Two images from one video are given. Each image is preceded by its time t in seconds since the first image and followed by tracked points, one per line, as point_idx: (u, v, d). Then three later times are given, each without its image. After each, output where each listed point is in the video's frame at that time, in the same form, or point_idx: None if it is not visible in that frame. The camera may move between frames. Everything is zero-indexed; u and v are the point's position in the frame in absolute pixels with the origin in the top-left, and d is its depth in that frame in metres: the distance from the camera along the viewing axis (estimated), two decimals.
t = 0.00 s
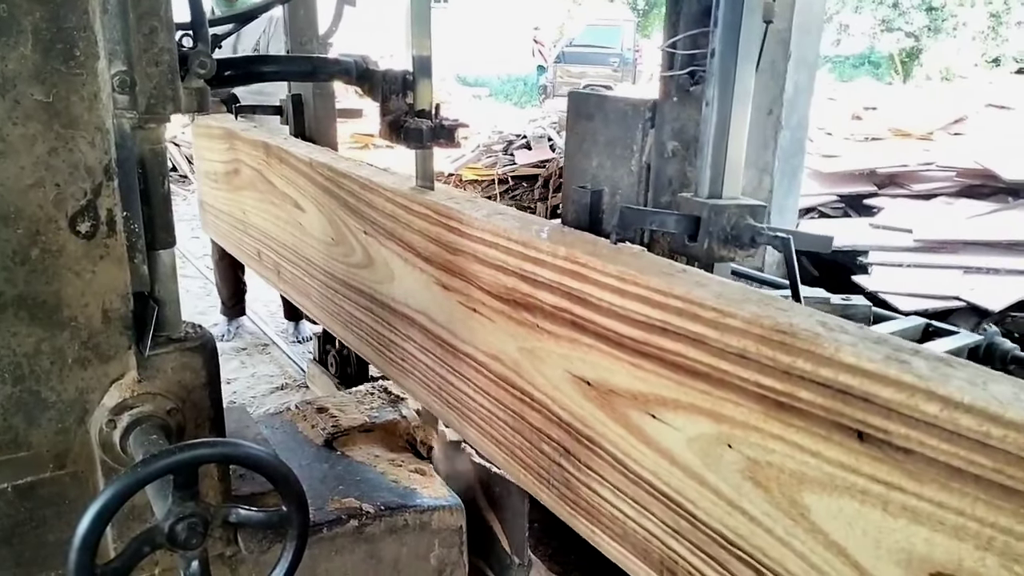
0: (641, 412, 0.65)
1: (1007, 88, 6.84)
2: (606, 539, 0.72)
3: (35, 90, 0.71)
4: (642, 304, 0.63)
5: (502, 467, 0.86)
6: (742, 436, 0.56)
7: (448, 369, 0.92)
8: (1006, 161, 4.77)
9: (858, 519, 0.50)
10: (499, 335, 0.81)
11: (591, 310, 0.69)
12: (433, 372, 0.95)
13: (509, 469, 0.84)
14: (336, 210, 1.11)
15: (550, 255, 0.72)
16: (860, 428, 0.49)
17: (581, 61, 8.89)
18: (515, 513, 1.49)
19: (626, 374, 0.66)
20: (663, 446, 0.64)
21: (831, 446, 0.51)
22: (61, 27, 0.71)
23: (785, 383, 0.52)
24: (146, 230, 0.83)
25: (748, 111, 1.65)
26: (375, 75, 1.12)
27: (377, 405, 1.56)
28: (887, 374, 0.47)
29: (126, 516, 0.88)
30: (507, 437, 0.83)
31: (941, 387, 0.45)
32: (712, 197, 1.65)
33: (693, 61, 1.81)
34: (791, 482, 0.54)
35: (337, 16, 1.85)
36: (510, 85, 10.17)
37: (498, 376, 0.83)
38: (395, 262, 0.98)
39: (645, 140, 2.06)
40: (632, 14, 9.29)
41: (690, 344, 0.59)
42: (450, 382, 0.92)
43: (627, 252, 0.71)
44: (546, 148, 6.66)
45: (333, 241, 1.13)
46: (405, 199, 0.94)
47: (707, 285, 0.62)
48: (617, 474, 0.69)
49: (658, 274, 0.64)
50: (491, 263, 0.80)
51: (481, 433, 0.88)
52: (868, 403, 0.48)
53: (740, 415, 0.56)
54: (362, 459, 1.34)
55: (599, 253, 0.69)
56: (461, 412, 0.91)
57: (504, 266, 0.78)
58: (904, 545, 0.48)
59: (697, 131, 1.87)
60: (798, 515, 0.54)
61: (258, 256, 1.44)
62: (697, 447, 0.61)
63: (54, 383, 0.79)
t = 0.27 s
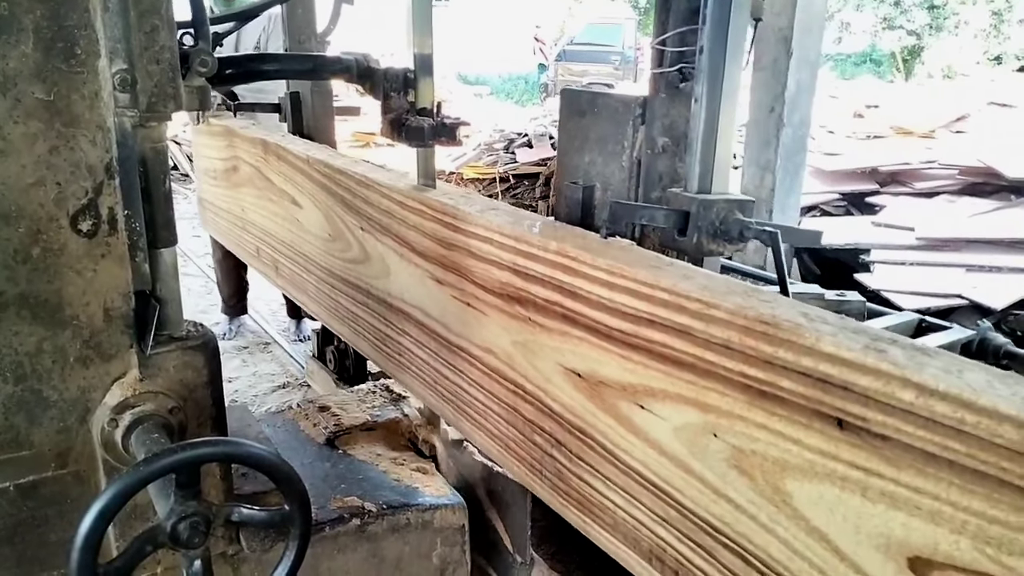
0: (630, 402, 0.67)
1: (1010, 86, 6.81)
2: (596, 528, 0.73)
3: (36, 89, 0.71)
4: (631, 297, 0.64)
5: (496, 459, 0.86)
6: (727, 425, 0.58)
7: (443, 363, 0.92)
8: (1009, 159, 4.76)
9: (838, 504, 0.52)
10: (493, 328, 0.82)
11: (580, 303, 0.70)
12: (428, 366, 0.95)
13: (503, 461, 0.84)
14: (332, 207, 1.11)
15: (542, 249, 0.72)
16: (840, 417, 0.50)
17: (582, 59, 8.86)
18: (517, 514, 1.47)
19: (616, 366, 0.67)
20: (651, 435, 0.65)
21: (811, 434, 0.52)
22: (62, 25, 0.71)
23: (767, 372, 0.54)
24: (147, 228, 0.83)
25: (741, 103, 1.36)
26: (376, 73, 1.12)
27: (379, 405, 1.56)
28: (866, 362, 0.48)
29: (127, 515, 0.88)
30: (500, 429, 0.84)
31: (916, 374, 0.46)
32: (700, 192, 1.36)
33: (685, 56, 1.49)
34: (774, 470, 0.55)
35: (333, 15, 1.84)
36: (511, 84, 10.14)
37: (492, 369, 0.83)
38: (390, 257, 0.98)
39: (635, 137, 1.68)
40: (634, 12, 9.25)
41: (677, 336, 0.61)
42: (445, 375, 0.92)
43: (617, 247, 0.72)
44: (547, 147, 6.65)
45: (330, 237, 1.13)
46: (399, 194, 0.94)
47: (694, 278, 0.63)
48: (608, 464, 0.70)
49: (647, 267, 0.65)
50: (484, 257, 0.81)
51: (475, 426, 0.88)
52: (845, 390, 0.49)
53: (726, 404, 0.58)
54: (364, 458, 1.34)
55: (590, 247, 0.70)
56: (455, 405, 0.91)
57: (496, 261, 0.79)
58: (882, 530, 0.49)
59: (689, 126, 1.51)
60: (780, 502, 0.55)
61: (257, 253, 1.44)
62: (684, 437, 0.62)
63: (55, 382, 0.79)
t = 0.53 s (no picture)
0: (616, 395, 0.67)
1: (1009, 86, 6.83)
2: (584, 519, 0.74)
3: (36, 88, 0.71)
4: (617, 291, 0.65)
5: (487, 453, 0.87)
6: (710, 415, 0.59)
7: (435, 358, 0.93)
8: (1008, 158, 4.77)
9: (817, 493, 0.53)
10: (485, 324, 0.82)
11: (568, 297, 0.71)
12: (421, 361, 0.95)
13: (494, 455, 0.85)
14: (327, 204, 1.11)
15: (531, 244, 0.73)
16: (817, 406, 0.51)
17: (582, 59, 8.86)
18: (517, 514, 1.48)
19: (604, 359, 0.68)
20: (637, 427, 0.66)
21: (791, 424, 0.53)
22: (61, 25, 0.70)
23: (747, 363, 0.55)
24: (147, 228, 0.83)
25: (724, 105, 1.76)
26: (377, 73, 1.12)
27: (379, 405, 1.56)
28: (842, 353, 0.49)
29: (127, 515, 0.87)
30: (492, 422, 0.84)
31: (890, 364, 0.47)
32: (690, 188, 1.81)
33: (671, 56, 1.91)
34: (755, 460, 0.56)
35: (331, 15, 1.85)
36: (510, 84, 10.14)
37: (483, 364, 0.84)
38: (385, 254, 0.98)
39: (624, 136, 2.06)
40: (634, 12, 9.26)
41: (663, 329, 0.61)
42: (437, 370, 0.93)
43: (605, 242, 0.72)
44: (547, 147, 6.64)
45: (325, 235, 1.13)
46: (394, 191, 0.94)
47: (681, 273, 0.63)
48: (596, 456, 0.71)
49: (633, 262, 0.66)
50: (476, 254, 0.81)
51: (467, 420, 0.89)
52: (822, 381, 0.50)
53: (709, 395, 0.58)
54: (364, 458, 1.34)
55: (579, 243, 0.71)
56: (448, 400, 0.92)
57: (488, 258, 0.79)
58: (859, 517, 0.50)
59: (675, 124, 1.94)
60: (761, 491, 0.56)
61: (254, 251, 1.43)
62: (669, 428, 0.63)
63: (55, 382, 0.79)
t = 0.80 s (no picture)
0: (599, 387, 0.67)
1: (1005, 86, 6.84)
2: (570, 511, 0.74)
3: (30, 88, 0.71)
4: (600, 285, 0.65)
5: (477, 447, 0.87)
6: (691, 407, 0.59)
7: (425, 354, 0.92)
8: (1004, 158, 4.78)
9: (793, 482, 0.53)
10: (473, 320, 0.82)
11: (554, 293, 0.70)
12: (412, 358, 0.95)
13: (483, 449, 0.85)
14: (319, 201, 1.11)
15: (517, 240, 0.73)
16: (792, 396, 0.51)
17: (578, 58, 8.86)
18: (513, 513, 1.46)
19: (587, 353, 0.68)
20: (620, 419, 0.66)
21: (766, 414, 0.53)
22: (55, 24, 0.70)
23: (724, 354, 0.55)
24: (142, 227, 0.82)
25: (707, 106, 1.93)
26: (373, 73, 1.12)
27: (375, 405, 1.56)
28: (815, 344, 0.49)
29: (122, 516, 0.87)
30: (481, 417, 0.84)
31: (862, 354, 0.47)
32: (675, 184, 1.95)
33: (655, 55, 2.09)
34: (733, 449, 0.56)
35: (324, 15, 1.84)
36: (507, 83, 10.13)
37: (472, 359, 0.83)
38: (376, 250, 0.98)
39: (610, 133, 2.27)
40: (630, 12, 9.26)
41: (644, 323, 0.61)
42: (427, 366, 0.92)
43: (590, 237, 0.72)
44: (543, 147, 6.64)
45: (316, 232, 1.13)
46: (384, 187, 0.94)
47: (663, 267, 0.63)
48: (581, 449, 0.71)
49: (615, 257, 0.66)
50: (465, 250, 0.81)
51: (457, 415, 0.89)
52: (796, 372, 0.50)
53: (689, 387, 0.58)
54: (360, 458, 1.34)
55: (564, 238, 0.70)
56: (438, 395, 0.92)
57: (476, 254, 0.79)
58: (833, 504, 0.51)
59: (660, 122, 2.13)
60: (739, 480, 0.57)
61: (247, 250, 1.43)
62: (651, 420, 0.63)
63: (50, 383, 0.79)
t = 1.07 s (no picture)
0: (585, 381, 0.67)
1: (1002, 89, 6.84)
2: (557, 504, 0.74)
3: (28, 88, 0.70)
4: (585, 281, 0.65)
5: (466, 442, 0.86)
6: (673, 400, 0.59)
7: (416, 351, 0.92)
8: (1000, 160, 4.78)
9: (771, 473, 0.53)
10: (463, 316, 0.82)
11: (542, 289, 0.70)
12: (403, 355, 0.94)
13: (472, 444, 0.84)
14: (312, 200, 1.11)
15: (506, 238, 0.73)
16: (769, 389, 0.51)
17: (576, 60, 8.86)
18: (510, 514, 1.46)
19: (573, 348, 0.68)
20: (604, 414, 0.66)
21: (745, 406, 0.53)
22: (54, 24, 0.70)
23: (702, 350, 0.55)
24: (140, 228, 0.82)
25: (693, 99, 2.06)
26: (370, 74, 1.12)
27: (372, 406, 1.56)
28: (791, 338, 0.49)
29: (120, 517, 0.87)
30: (470, 412, 0.84)
31: (836, 348, 0.47)
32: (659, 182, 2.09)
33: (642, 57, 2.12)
34: (712, 441, 0.56)
35: (319, 15, 1.85)
36: (504, 85, 10.12)
37: (462, 355, 0.83)
38: (368, 249, 0.98)
39: (599, 133, 2.28)
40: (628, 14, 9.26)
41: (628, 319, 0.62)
42: (418, 363, 0.92)
43: (577, 235, 0.72)
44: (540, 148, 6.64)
45: (310, 231, 1.13)
46: (376, 187, 0.94)
47: (647, 265, 0.63)
48: (567, 442, 0.71)
49: (601, 254, 0.66)
50: (456, 248, 0.81)
51: (447, 411, 0.88)
52: (773, 365, 0.50)
53: (672, 381, 0.58)
54: (358, 459, 1.34)
55: (552, 236, 0.70)
56: (428, 392, 0.91)
57: (466, 251, 0.79)
58: (809, 493, 0.51)
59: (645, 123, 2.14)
60: (719, 472, 0.57)
61: (242, 249, 1.43)
62: (635, 414, 0.63)
63: (47, 383, 0.79)
